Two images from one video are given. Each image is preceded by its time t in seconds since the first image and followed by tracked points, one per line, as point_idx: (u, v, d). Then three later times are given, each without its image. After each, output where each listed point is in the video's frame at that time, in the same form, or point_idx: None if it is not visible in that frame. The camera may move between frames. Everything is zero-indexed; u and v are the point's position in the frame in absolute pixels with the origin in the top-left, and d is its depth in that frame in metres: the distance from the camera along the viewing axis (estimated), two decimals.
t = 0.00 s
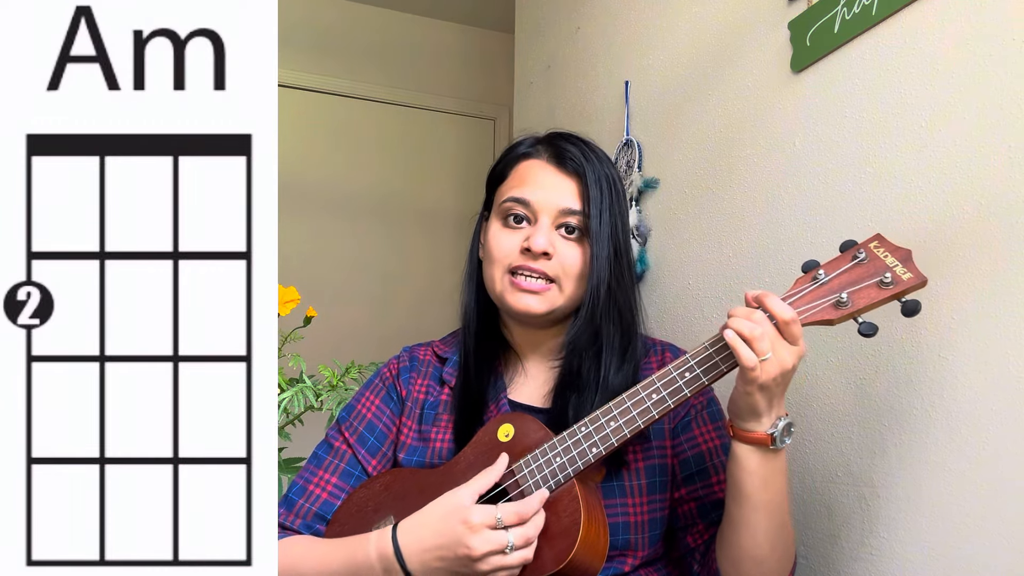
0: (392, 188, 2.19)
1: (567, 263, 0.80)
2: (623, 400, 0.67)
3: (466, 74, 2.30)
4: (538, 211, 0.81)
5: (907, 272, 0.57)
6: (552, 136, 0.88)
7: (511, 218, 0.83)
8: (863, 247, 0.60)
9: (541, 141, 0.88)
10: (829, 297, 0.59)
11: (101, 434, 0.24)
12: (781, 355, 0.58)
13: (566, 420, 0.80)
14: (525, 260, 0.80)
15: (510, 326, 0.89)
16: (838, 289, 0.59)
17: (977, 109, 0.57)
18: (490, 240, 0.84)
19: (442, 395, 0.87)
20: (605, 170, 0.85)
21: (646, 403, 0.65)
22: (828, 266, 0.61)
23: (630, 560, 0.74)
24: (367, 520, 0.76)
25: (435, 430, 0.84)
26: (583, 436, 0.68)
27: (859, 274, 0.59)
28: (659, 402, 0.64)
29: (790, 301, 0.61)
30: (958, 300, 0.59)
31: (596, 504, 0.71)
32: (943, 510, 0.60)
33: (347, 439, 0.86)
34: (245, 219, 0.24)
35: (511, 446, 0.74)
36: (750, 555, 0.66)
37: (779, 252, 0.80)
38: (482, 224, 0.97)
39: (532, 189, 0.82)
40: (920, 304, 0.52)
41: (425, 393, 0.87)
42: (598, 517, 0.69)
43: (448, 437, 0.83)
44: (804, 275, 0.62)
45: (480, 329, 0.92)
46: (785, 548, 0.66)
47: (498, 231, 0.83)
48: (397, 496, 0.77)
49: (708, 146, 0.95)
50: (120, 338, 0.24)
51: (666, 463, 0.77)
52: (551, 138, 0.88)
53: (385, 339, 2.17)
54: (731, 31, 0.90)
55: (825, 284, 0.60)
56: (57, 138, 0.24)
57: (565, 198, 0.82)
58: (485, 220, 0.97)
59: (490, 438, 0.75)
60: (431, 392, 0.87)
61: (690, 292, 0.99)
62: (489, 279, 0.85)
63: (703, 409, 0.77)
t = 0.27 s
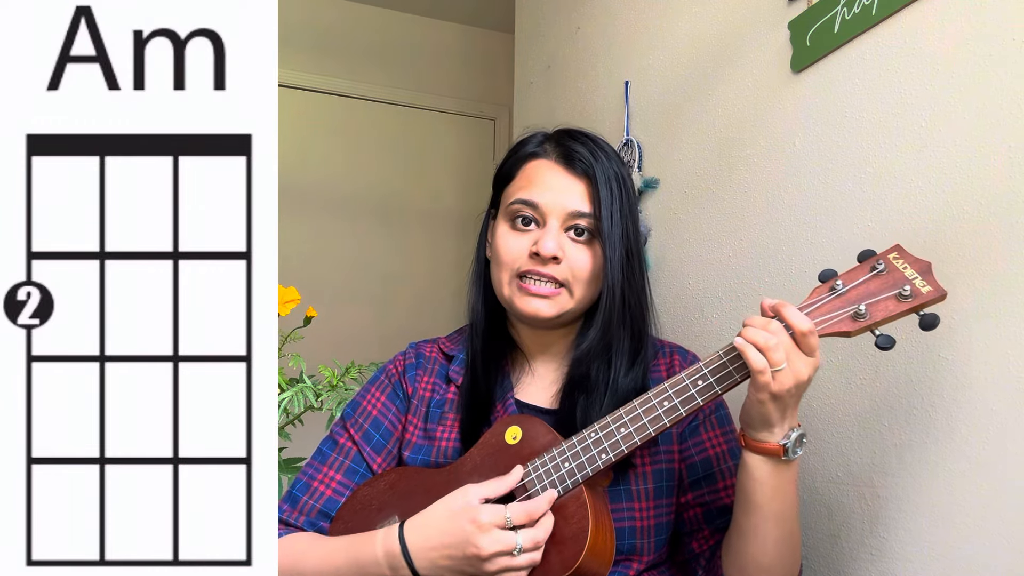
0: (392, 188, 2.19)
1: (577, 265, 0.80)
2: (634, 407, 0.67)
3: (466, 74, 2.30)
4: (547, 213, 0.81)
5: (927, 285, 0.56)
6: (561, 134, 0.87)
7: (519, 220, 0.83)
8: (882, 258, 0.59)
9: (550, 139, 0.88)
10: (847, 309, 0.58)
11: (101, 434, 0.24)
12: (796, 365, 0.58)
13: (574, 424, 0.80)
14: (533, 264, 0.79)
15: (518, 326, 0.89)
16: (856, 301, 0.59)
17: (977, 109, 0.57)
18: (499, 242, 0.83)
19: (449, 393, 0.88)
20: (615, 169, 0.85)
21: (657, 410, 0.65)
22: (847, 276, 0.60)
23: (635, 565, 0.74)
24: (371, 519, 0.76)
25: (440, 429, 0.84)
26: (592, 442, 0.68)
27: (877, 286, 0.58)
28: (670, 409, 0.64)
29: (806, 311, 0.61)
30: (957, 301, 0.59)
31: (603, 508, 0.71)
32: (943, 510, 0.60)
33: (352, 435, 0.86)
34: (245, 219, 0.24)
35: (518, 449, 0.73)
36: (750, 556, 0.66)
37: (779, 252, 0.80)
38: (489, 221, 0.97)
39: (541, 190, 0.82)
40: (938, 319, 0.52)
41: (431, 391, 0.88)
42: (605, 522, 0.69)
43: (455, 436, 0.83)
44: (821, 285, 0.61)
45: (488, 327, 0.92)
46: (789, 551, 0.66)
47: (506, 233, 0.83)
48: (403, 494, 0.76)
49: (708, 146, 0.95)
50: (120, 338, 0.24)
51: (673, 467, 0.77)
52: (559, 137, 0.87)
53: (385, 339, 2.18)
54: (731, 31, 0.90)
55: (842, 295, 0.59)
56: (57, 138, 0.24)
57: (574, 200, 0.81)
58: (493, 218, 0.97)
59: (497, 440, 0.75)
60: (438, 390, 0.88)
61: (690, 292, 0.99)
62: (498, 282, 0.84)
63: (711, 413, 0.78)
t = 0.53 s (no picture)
0: (392, 188, 2.19)
1: (583, 266, 0.79)
2: (639, 411, 0.67)
3: (466, 74, 2.30)
4: (554, 213, 0.80)
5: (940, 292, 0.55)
6: (569, 131, 0.87)
7: (526, 218, 0.82)
8: (895, 264, 0.59)
9: (558, 135, 0.87)
10: (858, 316, 0.58)
11: (101, 434, 0.24)
12: (805, 374, 0.58)
13: (576, 427, 0.80)
14: (539, 264, 0.79)
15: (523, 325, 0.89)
16: (867, 308, 0.59)
17: (977, 109, 0.57)
18: (505, 240, 0.83)
19: (452, 391, 0.87)
20: (623, 168, 0.85)
21: (663, 415, 0.65)
22: (858, 282, 0.60)
23: (638, 568, 0.75)
24: (372, 519, 0.77)
25: (443, 428, 0.84)
26: (597, 446, 0.68)
27: (889, 293, 0.58)
28: (677, 414, 0.64)
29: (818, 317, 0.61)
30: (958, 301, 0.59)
31: (607, 511, 0.71)
32: (943, 510, 0.60)
33: (355, 432, 0.86)
34: (245, 220, 0.24)
35: (522, 451, 0.73)
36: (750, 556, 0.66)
37: (779, 251, 0.80)
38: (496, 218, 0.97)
39: (548, 189, 0.81)
40: (950, 326, 0.52)
41: (435, 389, 0.88)
42: (609, 527, 0.69)
43: (457, 435, 0.83)
44: (833, 290, 0.61)
45: (494, 325, 0.92)
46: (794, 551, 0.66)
47: (513, 231, 0.83)
48: (405, 495, 0.76)
49: (708, 146, 0.95)
50: (121, 338, 0.24)
51: (677, 470, 0.77)
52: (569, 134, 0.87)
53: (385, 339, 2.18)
54: (731, 31, 0.90)
55: (853, 301, 0.59)
56: (57, 138, 0.24)
57: (582, 199, 0.81)
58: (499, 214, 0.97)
59: (501, 442, 0.75)
60: (440, 389, 0.88)
61: (691, 292, 0.99)
62: (503, 280, 0.84)
63: (717, 416, 0.77)
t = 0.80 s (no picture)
0: (392, 188, 2.19)
1: (585, 271, 0.79)
2: (642, 413, 0.67)
3: (466, 74, 2.30)
4: (558, 216, 0.80)
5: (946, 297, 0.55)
6: (575, 133, 0.87)
7: (529, 220, 0.82)
8: (900, 268, 0.58)
9: (564, 136, 0.87)
10: (864, 321, 0.58)
11: (101, 434, 0.24)
12: (808, 378, 0.58)
13: (577, 427, 0.81)
14: (541, 267, 0.79)
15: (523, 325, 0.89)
16: (873, 312, 0.59)
17: (976, 109, 0.57)
18: (508, 241, 0.83)
19: (453, 391, 0.87)
20: (629, 171, 0.84)
21: (666, 418, 0.65)
22: (864, 286, 0.60)
23: (639, 569, 0.75)
24: (373, 518, 0.77)
25: (443, 428, 0.83)
26: (600, 448, 0.68)
27: (895, 297, 0.58)
28: (680, 418, 0.64)
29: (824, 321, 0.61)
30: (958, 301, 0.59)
31: (608, 513, 0.71)
32: (943, 511, 0.60)
33: (355, 432, 0.86)
34: (246, 221, 0.24)
35: (523, 453, 0.73)
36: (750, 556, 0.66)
37: (779, 251, 0.80)
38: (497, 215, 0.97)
39: (552, 192, 0.81)
40: (956, 332, 0.52)
41: (435, 388, 0.88)
42: (610, 530, 0.69)
43: (458, 435, 0.83)
44: (839, 293, 0.61)
45: (495, 323, 0.92)
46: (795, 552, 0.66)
47: (516, 232, 0.82)
48: (406, 495, 0.76)
49: (708, 146, 0.95)
50: (121, 338, 0.24)
51: (679, 472, 0.77)
52: (576, 135, 0.86)
53: (386, 339, 2.18)
54: (731, 31, 0.90)
55: (859, 305, 0.59)
56: (56, 139, 0.24)
57: (586, 204, 0.80)
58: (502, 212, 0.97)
59: (502, 443, 0.74)
60: (441, 388, 0.88)
61: (691, 292, 0.99)
62: (505, 281, 0.84)
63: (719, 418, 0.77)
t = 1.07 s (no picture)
0: (392, 188, 2.19)
1: (586, 269, 0.79)
2: (642, 413, 0.67)
3: (466, 74, 2.30)
4: (558, 215, 0.80)
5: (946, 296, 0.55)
6: (574, 132, 0.87)
7: (529, 219, 0.82)
8: (900, 267, 0.58)
9: (563, 135, 0.87)
10: (864, 320, 0.58)
11: (101, 434, 0.24)
12: (808, 378, 0.58)
13: (575, 427, 0.81)
14: (542, 267, 0.79)
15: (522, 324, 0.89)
16: (873, 311, 0.59)
17: (976, 109, 0.57)
18: (508, 241, 0.83)
19: (453, 391, 0.87)
20: (629, 170, 0.85)
21: (666, 418, 0.65)
22: (864, 285, 0.60)
23: (639, 569, 0.75)
24: (373, 518, 0.77)
25: (443, 428, 0.83)
26: (600, 448, 0.68)
27: (895, 296, 0.58)
28: (680, 417, 0.64)
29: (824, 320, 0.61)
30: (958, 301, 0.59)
31: (608, 512, 0.71)
32: (943, 511, 0.60)
33: (355, 432, 0.86)
34: (246, 221, 0.24)
35: (524, 453, 0.73)
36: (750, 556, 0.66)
37: (779, 251, 0.80)
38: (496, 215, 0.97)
39: (552, 192, 0.81)
40: (956, 332, 0.52)
41: (435, 388, 0.88)
42: (611, 532, 0.69)
43: (458, 436, 0.83)
44: (838, 292, 0.61)
45: (494, 323, 0.92)
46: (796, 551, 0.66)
47: (516, 232, 0.82)
48: (406, 495, 0.76)
49: (707, 146, 0.95)
50: (121, 338, 0.24)
51: (679, 471, 0.77)
52: (575, 135, 0.86)
53: (386, 339, 2.18)
54: (731, 31, 0.90)
55: (859, 304, 0.59)
56: (56, 139, 0.24)
57: (586, 203, 0.80)
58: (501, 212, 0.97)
59: (502, 443, 0.74)
60: (441, 389, 0.88)
61: (691, 292, 0.99)
62: (505, 281, 0.84)
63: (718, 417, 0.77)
